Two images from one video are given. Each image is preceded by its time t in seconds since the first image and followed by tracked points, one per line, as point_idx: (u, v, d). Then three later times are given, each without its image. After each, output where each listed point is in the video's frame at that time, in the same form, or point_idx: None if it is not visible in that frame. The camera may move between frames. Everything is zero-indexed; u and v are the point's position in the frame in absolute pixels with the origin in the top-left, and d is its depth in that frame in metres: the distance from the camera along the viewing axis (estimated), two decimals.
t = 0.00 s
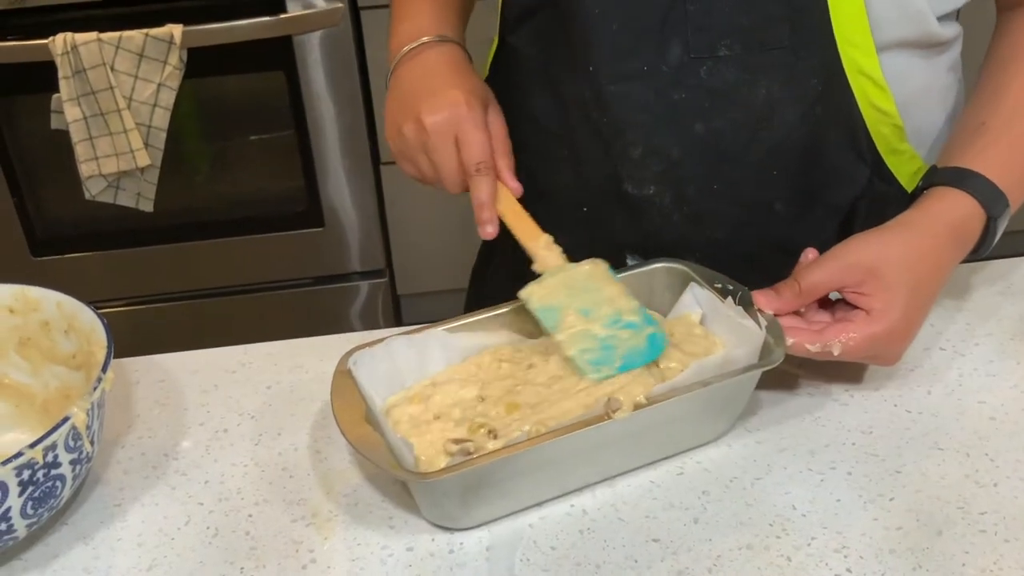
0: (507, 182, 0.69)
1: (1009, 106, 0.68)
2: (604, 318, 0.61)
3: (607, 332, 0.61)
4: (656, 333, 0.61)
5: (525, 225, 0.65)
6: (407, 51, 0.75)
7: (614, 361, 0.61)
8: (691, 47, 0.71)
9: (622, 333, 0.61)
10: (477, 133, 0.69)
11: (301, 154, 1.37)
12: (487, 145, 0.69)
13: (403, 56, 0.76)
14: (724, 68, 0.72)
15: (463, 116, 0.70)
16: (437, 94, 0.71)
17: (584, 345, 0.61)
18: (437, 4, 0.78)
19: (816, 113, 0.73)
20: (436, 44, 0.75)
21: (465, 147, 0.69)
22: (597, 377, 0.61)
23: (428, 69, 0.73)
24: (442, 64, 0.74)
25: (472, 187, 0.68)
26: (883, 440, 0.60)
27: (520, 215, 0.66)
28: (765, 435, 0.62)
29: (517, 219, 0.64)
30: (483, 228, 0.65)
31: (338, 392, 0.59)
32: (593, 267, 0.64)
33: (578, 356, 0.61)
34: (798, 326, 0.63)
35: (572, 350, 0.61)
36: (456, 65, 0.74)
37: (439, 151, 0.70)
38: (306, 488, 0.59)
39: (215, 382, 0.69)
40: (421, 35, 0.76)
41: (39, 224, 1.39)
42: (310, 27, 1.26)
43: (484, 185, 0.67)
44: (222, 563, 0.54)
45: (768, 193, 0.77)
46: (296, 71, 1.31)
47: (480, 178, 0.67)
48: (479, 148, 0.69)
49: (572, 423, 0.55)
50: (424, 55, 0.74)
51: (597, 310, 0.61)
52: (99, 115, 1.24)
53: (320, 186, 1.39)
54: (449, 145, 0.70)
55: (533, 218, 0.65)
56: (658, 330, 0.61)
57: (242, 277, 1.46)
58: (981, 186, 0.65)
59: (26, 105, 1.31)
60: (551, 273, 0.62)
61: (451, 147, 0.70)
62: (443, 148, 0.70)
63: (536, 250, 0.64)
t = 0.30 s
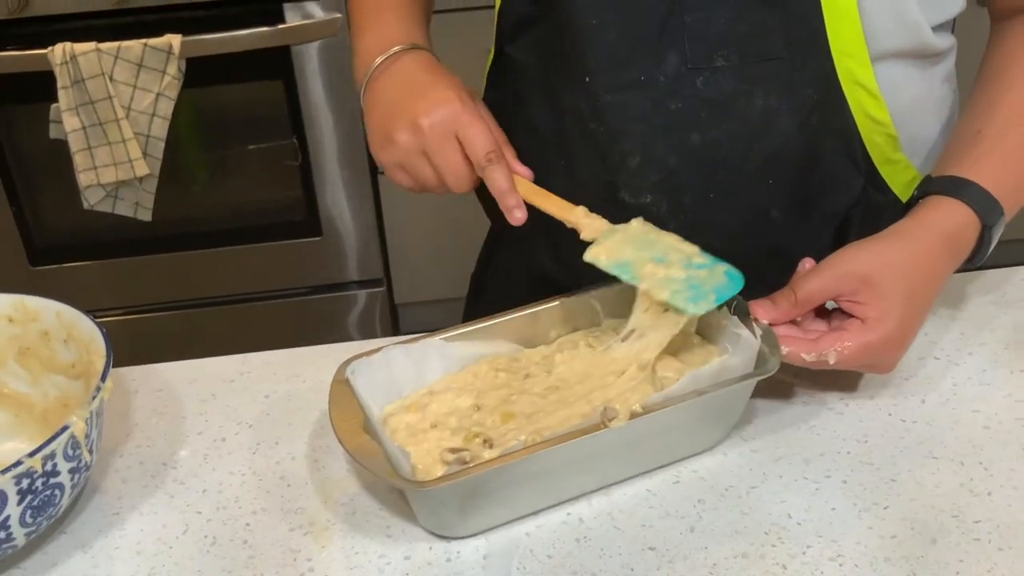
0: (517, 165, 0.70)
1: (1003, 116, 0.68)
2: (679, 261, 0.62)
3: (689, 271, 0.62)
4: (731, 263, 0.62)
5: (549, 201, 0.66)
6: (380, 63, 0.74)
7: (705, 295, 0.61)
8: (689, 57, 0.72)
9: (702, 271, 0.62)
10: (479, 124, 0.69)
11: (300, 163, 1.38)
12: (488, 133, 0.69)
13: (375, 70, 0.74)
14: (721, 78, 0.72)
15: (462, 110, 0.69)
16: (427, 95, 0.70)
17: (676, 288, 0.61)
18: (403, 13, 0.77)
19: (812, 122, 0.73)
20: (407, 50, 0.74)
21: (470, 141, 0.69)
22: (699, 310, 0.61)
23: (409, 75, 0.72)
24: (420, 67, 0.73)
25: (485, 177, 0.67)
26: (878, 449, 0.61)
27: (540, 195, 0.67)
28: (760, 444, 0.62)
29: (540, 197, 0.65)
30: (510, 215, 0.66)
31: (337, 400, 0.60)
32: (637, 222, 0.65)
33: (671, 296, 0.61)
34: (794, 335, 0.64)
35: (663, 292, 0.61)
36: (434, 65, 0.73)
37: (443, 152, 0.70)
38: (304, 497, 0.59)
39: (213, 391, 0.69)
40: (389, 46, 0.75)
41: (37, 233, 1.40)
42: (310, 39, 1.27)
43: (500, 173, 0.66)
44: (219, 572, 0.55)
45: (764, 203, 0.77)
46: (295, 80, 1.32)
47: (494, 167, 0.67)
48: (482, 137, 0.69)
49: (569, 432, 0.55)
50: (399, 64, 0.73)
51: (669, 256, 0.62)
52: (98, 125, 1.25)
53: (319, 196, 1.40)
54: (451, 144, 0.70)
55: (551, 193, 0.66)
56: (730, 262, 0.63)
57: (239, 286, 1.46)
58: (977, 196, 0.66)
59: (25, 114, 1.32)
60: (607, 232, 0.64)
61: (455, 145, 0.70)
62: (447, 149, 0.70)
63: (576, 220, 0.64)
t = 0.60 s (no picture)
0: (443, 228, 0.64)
1: (997, 124, 0.69)
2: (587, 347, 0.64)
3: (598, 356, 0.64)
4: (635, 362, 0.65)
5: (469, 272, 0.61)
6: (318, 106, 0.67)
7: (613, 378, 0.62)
8: (687, 70, 0.72)
9: (610, 360, 0.64)
10: (408, 180, 0.63)
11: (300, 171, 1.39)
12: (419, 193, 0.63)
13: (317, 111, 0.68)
14: (720, 91, 0.72)
15: (394, 163, 0.63)
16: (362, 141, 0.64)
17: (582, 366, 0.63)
18: (353, 46, 0.70)
19: (810, 133, 0.74)
20: (350, 95, 0.67)
21: (396, 196, 0.63)
22: (599, 392, 0.61)
23: (347, 120, 0.66)
24: (360, 113, 0.66)
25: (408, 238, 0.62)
26: (875, 456, 0.61)
27: (461, 263, 0.62)
28: (757, 451, 0.62)
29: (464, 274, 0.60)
30: (427, 275, 0.61)
31: (337, 406, 0.60)
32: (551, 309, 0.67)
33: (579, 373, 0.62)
34: (790, 343, 0.64)
35: (573, 369, 0.62)
36: (378, 113, 0.67)
37: (368, 205, 0.63)
38: (303, 505, 0.60)
39: (213, 399, 0.69)
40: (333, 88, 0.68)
41: (38, 242, 1.40)
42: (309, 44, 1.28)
43: (422, 232, 0.62)
44: None
45: (761, 214, 0.77)
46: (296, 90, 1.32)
47: (416, 226, 0.62)
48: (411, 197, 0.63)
49: (567, 440, 0.56)
50: (339, 106, 0.67)
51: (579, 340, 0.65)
52: (98, 133, 1.26)
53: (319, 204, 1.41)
54: (377, 197, 0.63)
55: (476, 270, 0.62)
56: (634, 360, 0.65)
57: (239, 294, 1.47)
58: (971, 202, 0.66)
59: (26, 123, 1.32)
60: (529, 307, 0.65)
61: (380, 199, 0.63)
62: (372, 201, 0.63)
63: (491, 289, 0.63)
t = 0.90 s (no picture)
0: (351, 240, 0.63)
1: (990, 127, 0.69)
2: (449, 381, 0.60)
3: (456, 393, 0.60)
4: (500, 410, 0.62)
5: (363, 286, 0.59)
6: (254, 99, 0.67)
7: (457, 416, 0.59)
8: (683, 82, 0.72)
9: (469, 399, 0.60)
10: (319, 184, 0.62)
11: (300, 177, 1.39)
12: (326, 199, 0.62)
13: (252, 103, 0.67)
14: (716, 102, 0.73)
15: (304, 164, 0.62)
16: (278, 140, 0.63)
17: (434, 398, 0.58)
18: (310, 50, 0.71)
19: (807, 142, 0.74)
20: (289, 93, 0.67)
21: (305, 199, 0.62)
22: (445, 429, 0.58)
23: (276, 116, 0.65)
24: (292, 114, 0.66)
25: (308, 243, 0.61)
26: (874, 461, 0.61)
27: (357, 275, 0.60)
28: (756, 455, 0.62)
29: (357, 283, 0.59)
30: (319, 282, 0.59)
31: (336, 412, 0.60)
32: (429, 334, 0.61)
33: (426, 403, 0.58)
34: (789, 347, 0.64)
35: (421, 399, 0.58)
36: (313, 117, 0.67)
37: (275, 203, 0.62)
38: (303, 510, 0.60)
39: (214, 405, 0.69)
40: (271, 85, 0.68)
41: (39, 249, 1.40)
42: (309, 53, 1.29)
43: (324, 238, 0.60)
44: None
45: (759, 222, 0.77)
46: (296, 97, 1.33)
47: (319, 231, 0.61)
48: (319, 202, 0.62)
49: (566, 445, 0.56)
50: (274, 103, 0.66)
51: (443, 369, 0.59)
52: (98, 140, 1.26)
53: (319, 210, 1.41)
54: (285, 195, 0.62)
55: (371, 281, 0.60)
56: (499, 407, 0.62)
57: (239, 300, 1.47)
58: (967, 206, 0.66)
59: (27, 130, 1.33)
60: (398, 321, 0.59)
61: (288, 198, 0.62)
62: (279, 199, 0.62)
63: (375, 305, 0.59)
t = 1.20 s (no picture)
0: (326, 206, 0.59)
1: (985, 131, 0.69)
2: (374, 327, 0.56)
3: (376, 341, 0.56)
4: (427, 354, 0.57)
5: (329, 246, 0.56)
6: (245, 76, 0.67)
7: (364, 365, 0.56)
8: (677, 88, 0.73)
9: (388, 346, 0.56)
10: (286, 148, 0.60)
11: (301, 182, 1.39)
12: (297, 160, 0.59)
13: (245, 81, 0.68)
14: (710, 108, 0.73)
15: (278, 129, 0.61)
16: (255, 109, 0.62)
17: (341, 346, 0.55)
18: (306, 37, 0.71)
19: (801, 145, 0.75)
20: (280, 69, 0.67)
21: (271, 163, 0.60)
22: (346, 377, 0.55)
23: (260, 89, 0.65)
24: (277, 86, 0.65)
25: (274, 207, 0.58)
26: (873, 464, 0.61)
27: (326, 238, 0.56)
28: (756, 459, 0.63)
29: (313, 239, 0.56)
30: (285, 245, 0.56)
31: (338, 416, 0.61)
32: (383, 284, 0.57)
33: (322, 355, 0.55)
34: (788, 351, 0.65)
35: (322, 349, 0.55)
36: (299, 90, 0.66)
37: (247, 167, 0.60)
38: (303, 515, 0.60)
39: (215, 410, 0.70)
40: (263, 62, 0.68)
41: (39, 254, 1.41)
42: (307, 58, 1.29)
43: (293, 201, 0.58)
44: None
45: (756, 226, 0.78)
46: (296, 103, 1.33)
47: (288, 194, 0.58)
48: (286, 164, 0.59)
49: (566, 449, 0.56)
50: (263, 79, 0.66)
51: (368, 319, 0.56)
52: (99, 145, 1.27)
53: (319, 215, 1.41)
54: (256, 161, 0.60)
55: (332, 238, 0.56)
56: (427, 352, 0.57)
57: (239, 305, 1.47)
58: (963, 208, 0.66)
59: (28, 136, 1.33)
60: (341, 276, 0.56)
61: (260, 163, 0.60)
62: (251, 164, 0.60)
63: (329, 262, 0.56)
